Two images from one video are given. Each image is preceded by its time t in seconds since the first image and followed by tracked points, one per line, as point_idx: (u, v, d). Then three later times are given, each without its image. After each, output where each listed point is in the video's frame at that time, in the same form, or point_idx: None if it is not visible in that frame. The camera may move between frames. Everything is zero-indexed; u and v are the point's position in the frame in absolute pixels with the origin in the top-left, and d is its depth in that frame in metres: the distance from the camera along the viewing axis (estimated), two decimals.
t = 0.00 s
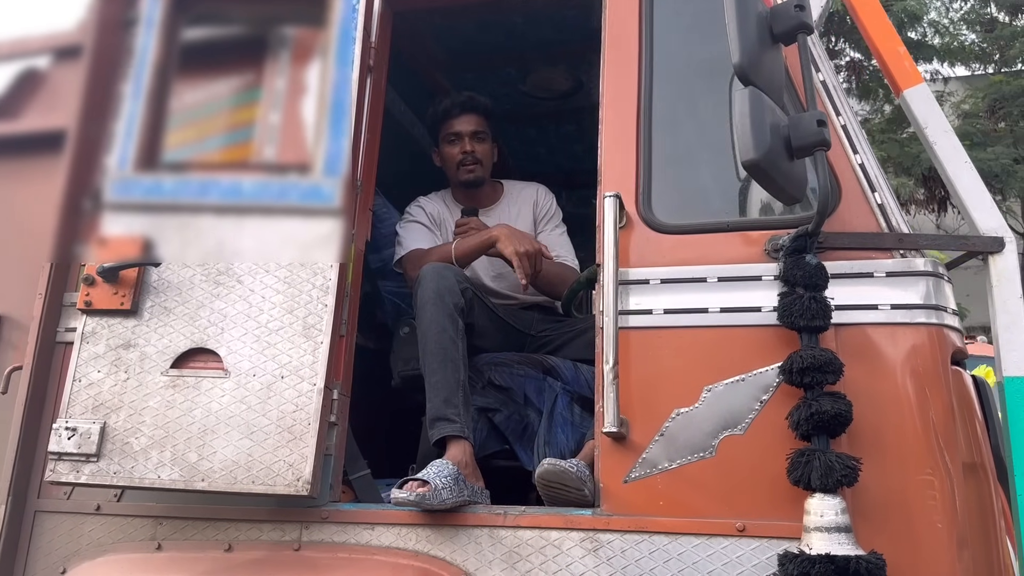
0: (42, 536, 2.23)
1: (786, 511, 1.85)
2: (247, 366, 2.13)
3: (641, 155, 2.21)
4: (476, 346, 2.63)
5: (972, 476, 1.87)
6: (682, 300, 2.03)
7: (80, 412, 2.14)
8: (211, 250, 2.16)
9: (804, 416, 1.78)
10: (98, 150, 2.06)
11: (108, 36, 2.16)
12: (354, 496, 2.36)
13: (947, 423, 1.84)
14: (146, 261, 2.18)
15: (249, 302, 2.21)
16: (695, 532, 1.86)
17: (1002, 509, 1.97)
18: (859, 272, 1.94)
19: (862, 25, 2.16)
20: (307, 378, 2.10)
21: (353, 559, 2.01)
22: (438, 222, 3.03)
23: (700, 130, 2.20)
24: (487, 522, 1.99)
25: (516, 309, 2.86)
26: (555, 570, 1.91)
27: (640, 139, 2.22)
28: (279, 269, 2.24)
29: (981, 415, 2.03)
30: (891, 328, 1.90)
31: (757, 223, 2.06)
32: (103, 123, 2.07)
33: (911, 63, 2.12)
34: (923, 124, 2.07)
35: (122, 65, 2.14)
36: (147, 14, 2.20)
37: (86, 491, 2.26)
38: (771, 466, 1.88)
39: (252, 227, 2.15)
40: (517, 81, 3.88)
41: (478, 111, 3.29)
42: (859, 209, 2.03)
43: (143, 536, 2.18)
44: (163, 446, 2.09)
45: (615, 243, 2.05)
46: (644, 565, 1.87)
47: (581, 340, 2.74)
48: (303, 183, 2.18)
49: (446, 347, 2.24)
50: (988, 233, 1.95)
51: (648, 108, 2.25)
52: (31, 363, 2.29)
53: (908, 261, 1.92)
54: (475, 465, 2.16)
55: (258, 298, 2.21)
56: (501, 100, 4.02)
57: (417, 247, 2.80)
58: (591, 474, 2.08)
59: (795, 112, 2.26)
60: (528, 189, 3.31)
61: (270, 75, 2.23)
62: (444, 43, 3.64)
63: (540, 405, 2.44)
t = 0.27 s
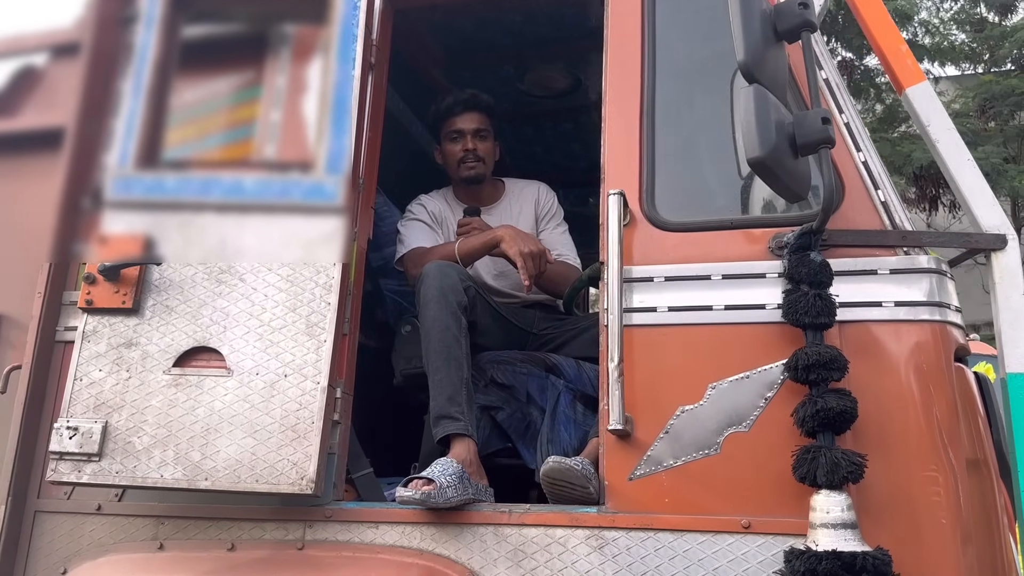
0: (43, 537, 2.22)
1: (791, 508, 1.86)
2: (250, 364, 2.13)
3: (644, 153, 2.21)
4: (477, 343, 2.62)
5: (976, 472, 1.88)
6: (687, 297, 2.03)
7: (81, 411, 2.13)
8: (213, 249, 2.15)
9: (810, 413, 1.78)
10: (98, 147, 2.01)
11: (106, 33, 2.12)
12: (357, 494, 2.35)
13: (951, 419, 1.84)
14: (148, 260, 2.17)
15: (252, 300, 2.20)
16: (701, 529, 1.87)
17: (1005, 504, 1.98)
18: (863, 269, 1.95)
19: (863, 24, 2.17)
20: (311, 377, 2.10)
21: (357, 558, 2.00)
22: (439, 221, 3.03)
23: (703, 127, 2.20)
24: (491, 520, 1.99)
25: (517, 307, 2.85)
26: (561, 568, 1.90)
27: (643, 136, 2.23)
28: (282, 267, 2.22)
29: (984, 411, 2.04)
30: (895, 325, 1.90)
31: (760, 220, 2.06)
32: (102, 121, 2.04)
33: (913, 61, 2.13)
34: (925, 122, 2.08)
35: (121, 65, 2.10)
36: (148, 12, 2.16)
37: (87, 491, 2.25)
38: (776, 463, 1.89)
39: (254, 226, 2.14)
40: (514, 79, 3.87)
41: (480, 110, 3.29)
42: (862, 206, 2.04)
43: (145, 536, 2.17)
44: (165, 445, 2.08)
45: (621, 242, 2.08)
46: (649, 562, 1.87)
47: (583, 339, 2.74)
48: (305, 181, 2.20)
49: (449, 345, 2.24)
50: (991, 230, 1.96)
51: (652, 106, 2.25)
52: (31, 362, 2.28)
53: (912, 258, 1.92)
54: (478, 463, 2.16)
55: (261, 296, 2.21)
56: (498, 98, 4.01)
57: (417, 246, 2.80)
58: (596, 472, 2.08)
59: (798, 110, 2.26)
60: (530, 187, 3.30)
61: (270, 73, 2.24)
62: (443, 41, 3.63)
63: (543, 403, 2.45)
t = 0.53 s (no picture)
0: (42, 539, 2.21)
1: (794, 507, 1.86)
2: (251, 365, 2.12)
3: (645, 153, 2.21)
4: (477, 343, 2.62)
5: (977, 470, 1.89)
6: (688, 296, 2.03)
7: (81, 412, 2.13)
8: (213, 249, 2.14)
9: (812, 412, 1.79)
10: (95, 147, 2.05)
11: (103, 31, 2.14)
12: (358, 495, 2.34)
13: (952, 417, 1.85)
14: (148, 260, 2.16)
15: (252, 301, 2.19)
16: (704, 528, 1.87)
17: (1005, 501, 1.99)
18: (865, 268, 1.95)
19: (864, 24, 2.17)
20: (312, 377, 2.09)
21: (359, 558, 2.00)
22: (439, 220, 3.02)
23: (704, 126, 2.21)
24: (494, 520, 1.99)
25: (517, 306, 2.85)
26: (564, 568, 1.90)
27: (643, 134, 2.23)
28: (282, 268, 2.22)
29: (984, 409, 2.05)
30: (897, 324, 1.91)
31: (761, 220, 2.06)
32: (100, 121, 2.06)
33: (913, 60, 2.14)
34: (926, 121, 2.08)
35: (118, 62, 2.11)
36: (145, 10, 2.17)
37: (87, 493, 2.24)
38: (778, 462, 1.89)
39: (254, 226, 2.13)
40: (511, 78, 3.87)
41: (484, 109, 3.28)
42: (863, 204, 2.05)
43: (145, 537, 2.16)
44: (166, 446, 2.07)
45: (622, 241, 2.07)
46: (652, 561, 1.87)
47: (582, 338, 2.75)
48: (306, 181, 2.18)
49: (450, 345, 2.24)
50: (991, 229, 1.97)
51: (652, 106, 2.25)
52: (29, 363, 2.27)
53: (913, 257, 1.93)
54: (480, 463, 2.16)
55: (261, 296, 2.20)
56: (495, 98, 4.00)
57: (418, 245, 2.79)
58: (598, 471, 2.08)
59: (798, 109, 2.27)
60: (529, 188, 3.31)
61: (269, 73, 2.22)
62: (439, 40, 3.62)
63: (544, 403, 2.45)
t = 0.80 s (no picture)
0: (38, 541, 2.20)
1: (793, 507, 1.86)
2: (248, 366, 2.11)
3: (643, 152, 2.21)
4: (475, 343, 2.61)
5: (975, 469, 1.89)
6: (687, 296, 2.03)
7: (77, 414, 2.11)
8: (210, 249, 2.13)
9: (812, 411, 1.79)
10: (89, 148, 2.04)
11: (97, 32, 2.14)
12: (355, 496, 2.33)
13: (951, 416, 1.85)
14: (144, 261, 2.15)
15: (249, 301, 2.19)
16: (703, 528, 1.87)
17: (1003, 500, 1.99)
18: (863, 267, 1.95)
19: (862, 23, 2.17)
20: (310, 378, 2.08)
21: (357, 560, 1.99)
22: (436, 219, 3.01)
23: (701, 125, 2.20)
24: (492, 520, 1.98)
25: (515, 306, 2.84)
26: (563, 568, 1.90)
27: (641, 134, 2.23)
28: (279, 268, 2.21)
29: (982, 408, 2.05)
30: (895, 323, 1.91)
31: (758, 219, 2.06)
32: (94, 122, 2.06)
33: (911, 59, 2.14)
34: (923, 120, 2.09)
35: (113, 62, 2.12)
36: (141, 10, 2.19)
37: (83, 495, 2.23)
38: (777, 462, 1.89)
39: (250, 226, 2.12)
40: (506, 78, 3.86)
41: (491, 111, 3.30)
42: (861, 203, 2.05)
43: (142, 539, 2.15)
44: (163, 447, 2.06)
45: (620, 241, 2.08)
46: (651, 562, 1.87)
47: (581, 337, 2.73)
48: (303, 181, 2.17)
49: (448, 345, 2.23)
50: (989, 228, 1.97)
51: (650, 105, 2.25)
52: (24, 365, 2.26)
53: (911, 257, 1.93)
54: (478, 464, 2.16)
55: (258, 297, 2.19)
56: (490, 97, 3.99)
57: (412, 246, 2.77)
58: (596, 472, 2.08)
59: (796, 108, 2.27)
60: (527, 188, 3.31)
61: (264, 72, 2.19)
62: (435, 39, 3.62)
63: (542, 403, 2.43)
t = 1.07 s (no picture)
0: (33, 542, 2.19)
1: (789, 505, 1.86)
2: (242, 366, 2.10)
3: (638, 150, 2.21)
4: (470, 342, 2.61)
5: (972, 467, 1.89)
6: (683, 294, 2.03)
7: (72, 414, 2.10)
8: (203, 248, 2.13)
9: (808, 409, 1.79)
10: (83, 148, 2.00)
11: (91, 33, 2.09)
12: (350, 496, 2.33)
13: (947, 414, 1.85)
14: (138, 260, 2.14)
15: (244, 301, 2.18)
16: (700, 526, 1.86)
17: (999, 498, 1.99)
18: (859, 265, 1.95)
19: (858, 22, 2.17)
20: (305, 377, 2.08)
21: (352, 560, 1.99)
22: (434, 218, 2.99)
23: (697, 123, 2.20)
24: (488, 520, 1.98)
25: (510, 305, 2.84)
26: (559, 567, 1.90)
27: (636, 132, 2.22)
28: (273, 267, 2.21)
29: (978, 405, 2.05)
30: (891, 321, 1.91)
31: (751, 217, 2.06)
32: (88, 121, 2.02)
33: (906, 56, 2.13)
34: (919, 118, 2.08)
35: (107, 64, 2.09)
36: (134, 9, 2.15)
37: (77, 495, 2.22)
38: (773, 460, 1.88)
39: (245, 225, 2.11)
40: (502, 77, 3.86)
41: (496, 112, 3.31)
42: (857, 201, 2.05)
43: (137, 540, 2.14)
44: (157, 448, 2.05)
45: (614, 239, 2.05)
46: (648, 560, 1.86)
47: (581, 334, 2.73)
48: (297, 180, 2.15)
49: (443, 343, 2.22)
50: (985, 226, 1.97)
51: (645, 103, 2.25)
52: (18, 365, 2.24)
53: (907, 254, 1.93)
54: (474, 463, 2.15)
55: (252, 296, 2.18)
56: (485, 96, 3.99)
57: (409, 244, 2.76)
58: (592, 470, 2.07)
59: (791, 107, 2.27)
60: (522, 187, 3.31)
61: (258, 71, 2.21)
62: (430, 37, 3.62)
63: (537, 402, 2.43)
